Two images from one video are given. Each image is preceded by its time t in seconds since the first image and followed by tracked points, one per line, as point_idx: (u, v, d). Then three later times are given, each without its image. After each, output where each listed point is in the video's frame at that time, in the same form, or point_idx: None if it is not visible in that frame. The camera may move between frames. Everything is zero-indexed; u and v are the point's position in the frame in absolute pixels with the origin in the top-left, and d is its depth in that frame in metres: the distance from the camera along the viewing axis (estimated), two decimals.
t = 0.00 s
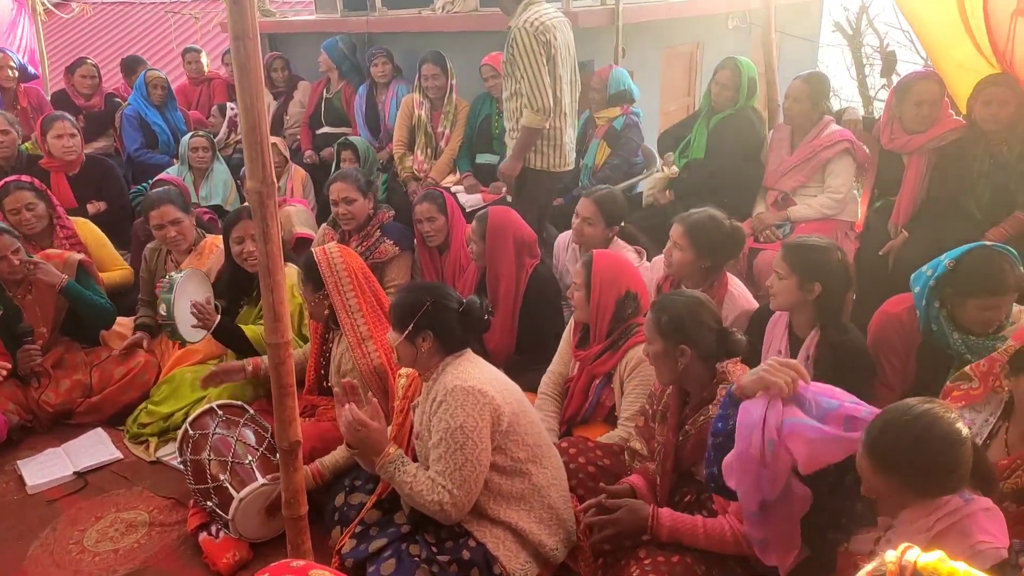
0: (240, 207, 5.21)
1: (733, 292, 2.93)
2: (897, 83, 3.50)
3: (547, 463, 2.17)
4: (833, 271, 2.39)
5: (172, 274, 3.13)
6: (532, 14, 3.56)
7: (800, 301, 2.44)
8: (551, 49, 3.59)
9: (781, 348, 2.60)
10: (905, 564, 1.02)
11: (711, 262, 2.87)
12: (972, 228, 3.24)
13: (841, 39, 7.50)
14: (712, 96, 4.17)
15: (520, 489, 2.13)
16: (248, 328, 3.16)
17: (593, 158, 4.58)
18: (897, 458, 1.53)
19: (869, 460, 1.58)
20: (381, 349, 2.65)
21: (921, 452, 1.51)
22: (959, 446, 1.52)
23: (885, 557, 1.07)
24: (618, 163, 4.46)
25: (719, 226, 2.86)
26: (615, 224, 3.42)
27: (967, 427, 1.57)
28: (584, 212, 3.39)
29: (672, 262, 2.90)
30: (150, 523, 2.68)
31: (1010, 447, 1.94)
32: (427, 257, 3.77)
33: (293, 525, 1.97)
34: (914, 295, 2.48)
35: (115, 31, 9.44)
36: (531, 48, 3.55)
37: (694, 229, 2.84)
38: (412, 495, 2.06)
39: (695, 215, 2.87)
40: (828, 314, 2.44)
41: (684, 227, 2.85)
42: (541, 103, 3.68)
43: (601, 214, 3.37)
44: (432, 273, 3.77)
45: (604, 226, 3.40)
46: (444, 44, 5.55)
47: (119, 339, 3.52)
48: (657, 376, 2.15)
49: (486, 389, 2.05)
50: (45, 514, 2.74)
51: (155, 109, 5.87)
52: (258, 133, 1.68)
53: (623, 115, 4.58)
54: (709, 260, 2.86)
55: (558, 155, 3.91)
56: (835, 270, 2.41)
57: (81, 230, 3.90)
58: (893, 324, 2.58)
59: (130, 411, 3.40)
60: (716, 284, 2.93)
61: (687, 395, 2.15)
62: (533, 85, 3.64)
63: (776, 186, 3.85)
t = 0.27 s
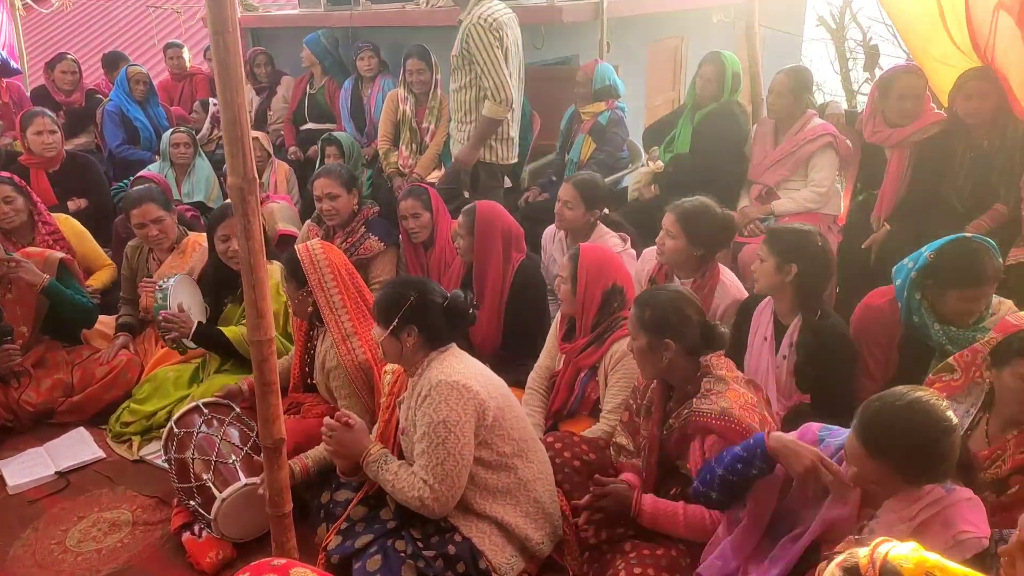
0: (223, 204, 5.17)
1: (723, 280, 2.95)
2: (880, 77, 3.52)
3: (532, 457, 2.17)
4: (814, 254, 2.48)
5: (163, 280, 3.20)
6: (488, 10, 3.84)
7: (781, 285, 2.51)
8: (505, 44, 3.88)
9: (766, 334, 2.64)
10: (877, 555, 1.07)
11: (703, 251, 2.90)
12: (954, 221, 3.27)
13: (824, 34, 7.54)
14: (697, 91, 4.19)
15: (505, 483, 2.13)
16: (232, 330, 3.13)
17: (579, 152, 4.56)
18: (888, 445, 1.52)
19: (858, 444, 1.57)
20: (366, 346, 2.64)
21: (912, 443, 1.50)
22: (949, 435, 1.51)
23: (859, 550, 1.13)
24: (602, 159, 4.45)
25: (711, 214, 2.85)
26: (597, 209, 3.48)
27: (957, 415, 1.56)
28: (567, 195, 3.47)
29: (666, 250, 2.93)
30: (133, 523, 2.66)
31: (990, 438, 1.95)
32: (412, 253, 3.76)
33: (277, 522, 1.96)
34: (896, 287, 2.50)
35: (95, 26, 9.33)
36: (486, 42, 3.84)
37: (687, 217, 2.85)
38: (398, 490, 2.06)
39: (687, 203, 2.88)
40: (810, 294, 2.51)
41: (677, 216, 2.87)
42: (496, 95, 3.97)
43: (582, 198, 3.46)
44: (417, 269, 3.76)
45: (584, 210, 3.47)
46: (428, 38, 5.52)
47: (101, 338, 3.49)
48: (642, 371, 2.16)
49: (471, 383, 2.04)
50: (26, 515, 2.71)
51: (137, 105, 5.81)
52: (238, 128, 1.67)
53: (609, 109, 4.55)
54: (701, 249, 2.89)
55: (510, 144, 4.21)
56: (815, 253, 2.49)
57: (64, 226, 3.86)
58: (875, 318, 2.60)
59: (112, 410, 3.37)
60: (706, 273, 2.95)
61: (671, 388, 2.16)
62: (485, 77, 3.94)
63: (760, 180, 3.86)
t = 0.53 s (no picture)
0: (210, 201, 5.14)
1: (715, 273, 2.96)
2: (867, 75, 3.55)
3: (523, 454, 2.17)
4: (803, 244, 2.53)
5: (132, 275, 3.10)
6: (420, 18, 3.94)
7: (770, 273, 2.56)
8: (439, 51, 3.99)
9: (756, 325, 2.66)
10: (884, 550, 1.07)
11: (695, 243, 2.93)
12: (942, 217, 3.29)
13: (813, 31, 7.57)
14: (686, 87, 4.19)
15: (496, 480, 2.13)
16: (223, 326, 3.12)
17: (569, 149, 4.59)
18: (884, 443, 1.52)
19: (853, 442, 1.56)
20: (356, 343, 2.63)
21: (906, 439, 1.50)
22: (942, 433, 1.52)
23: (861, 547, 1.12)
24: (592, 155, 4.46)
25: (704, 206, 2.90)
26: (578, 200, 3.53)
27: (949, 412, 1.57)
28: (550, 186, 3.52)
29: (658, 243, 2.96)
30: (121, 521, 2.64)
31: (976, 431, 1.97)
32: (402, 250, 3.76)
33: (267, 520, 1.96)
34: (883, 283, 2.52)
35: (80, 20, 9.25)
36: (419, 48, 3.97)
37: (681, 209, 2.88)
38: (388, 488, 2.05)
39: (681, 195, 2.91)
40: (799, 285, 2.55)
41: (669, 206, 2.90)
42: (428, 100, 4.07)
43: (563, 189, 3.51)
44: (407, 266, 3.76)
45: (566, 200, 3.51)
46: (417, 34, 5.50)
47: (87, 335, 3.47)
48: (631, 366, 2.17)
49: (462, 381, 2.04)
50: (13, 514, 2.69)
51: (124, 101, 5.77)
52: (225, 123, 1.66)
53: (598, 106, 4.56)
54: (694, 241, 2.92)
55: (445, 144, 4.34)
56: (801, 243, 2.54)
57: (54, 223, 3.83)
58: (863, 313, 2.61)
59: (100, 408, 3.35)
60: (698, 266, 2.97)
61: (661, 384, 2.17)
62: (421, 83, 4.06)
63: (749, 176, 3.88)
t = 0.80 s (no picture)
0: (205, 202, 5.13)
1: (711, 273, 2.96)
2: (861, 75, 3.54)
3: (517, 455, 2.17)
4: (799, 243, 2.53)
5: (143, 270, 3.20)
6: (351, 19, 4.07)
7: (768, 272, 2.56)
8: (369, 51, 4.10)
9: (753, 325, 2.66)
10: (907, 567, 1.16)
11: (692, 242, 2.94)
12: (935, 216, 3.30)
13: (809, 31, 7.57)
14: (681, 88, 4.20)
15: (490, 481, 2.13)
16: (216, 327, 3.12)
17: (563, 151, 4.56)
18: (869, 442, 1.53)
19: (838, 439, 1.57)
20: (349, 345, 2.63)
21: (887, 437, 1.51)
22: (926, 434, 1.52)
23: (878, 560, 1.21)
24: (587, 156, 4.46)
25: (700, 206, 2.91)
26: (570, 197, 3.53)
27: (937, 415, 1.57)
28: (541, 185, 3.53)
29: (655, 241, 2.96)
30: (115, 524, 2.64)
31: (968, 430, 1.97)
32: (397, 251, 3.76)
33: (259, 523, 1.96)
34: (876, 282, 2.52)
35: (76, 21, 9.23)
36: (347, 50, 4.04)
37: (679, 208, 2.89)
38: (380, 490, 2.05)
39: (675, 194, 2.93)
40: (794, 284, 2.55)
41: (666, 205, 2.91)
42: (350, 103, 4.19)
43: (555, 186, 3.51)
44: (402, 267, 3.76)
45: (557, 198, 3.52)
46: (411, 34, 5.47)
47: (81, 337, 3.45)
48: (625, 364, 2.16)
49: (454, 382, 2.04)
50: (6, 517, 2.69)
51: (118, 101, 5.75)
52: (216, 124, 1.66)
53: (593, 106, 4.56)
54: (691, 240, 2.93)
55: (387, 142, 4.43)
56: (797, 242, 2.54)
57: (49, 226, 3.81)
58: (857, 312, 2.61)
59: (94, 410, 3.34)
60: (693, 266, 2.98)
61: (655, 383, 2.17)
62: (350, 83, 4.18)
63: (744, 176, 3.88)
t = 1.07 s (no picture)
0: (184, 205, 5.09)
1: (689, 274, 2.98)
2: (837, 73, 3.54)
3: (499, 455, 2.17)
4: (775, 240, 2.55)
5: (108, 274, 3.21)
6: (302, 23, 3.86)
7: (745, 270, 2.58)
8: (321, 57, 3.92)
9: (731, 322, 2.68)
10: (863, 568, 1.09)
11: (674, 242, 2.94)
12: (911, 213, 3.33)
13: (788, 29, 7.62)
14: (660, 87, 4.22)
15: (472, 481, 2.13)
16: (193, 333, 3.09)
17: (544, 150, 4.61)
18: (843, 435, 1.54)
19: (812, 433, 1.58)
20: (329, 347, 2.62)
21: (864, 433, 1.53)
22: (899, 430, 1.55)
23: (840, 561, 1.15)
24: (568, 156, 4.47)
25: (683, 206, 2.93)
26: (547, 195, 3.54)
27: (911, 411, 1.60)
28: (520, 185, 3.53)
29: (637, 243, 2.97)
30: (93, 531, 2.61)
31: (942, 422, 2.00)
32: (377, 253, 3.75)
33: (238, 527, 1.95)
34: (852, 277, 2.55)
35: (51, 23, 9.12)
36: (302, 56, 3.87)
37: (659, 209, 2.91)
38: (361, 492, 2.04)
39: (656, 195, 2.96)
40: (772, 281, 2.57)
41: (649, 206, 2.93)
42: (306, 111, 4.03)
43: (532, 185, 3.53)
44: (382, 268, 3.75)
45: (534, 195, 3.53)
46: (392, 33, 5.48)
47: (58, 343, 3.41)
48: (603, 361, 2.17)
49: (435, 382, 2.03)
50: None
51: (95, 104, 5.70)
52: (187, 126, 1.65)
53: (573, 106, 4.57)
54: (673, 240, 2.93)
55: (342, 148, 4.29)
56: (773, 239, 2.55)
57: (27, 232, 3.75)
58: (833, 308, 2.64)
59: (72, 417, 3.31)
60: (672, 266, 2.99)
61: (634, 381, 2.18)
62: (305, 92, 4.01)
63: (722, 174, 3.90)
